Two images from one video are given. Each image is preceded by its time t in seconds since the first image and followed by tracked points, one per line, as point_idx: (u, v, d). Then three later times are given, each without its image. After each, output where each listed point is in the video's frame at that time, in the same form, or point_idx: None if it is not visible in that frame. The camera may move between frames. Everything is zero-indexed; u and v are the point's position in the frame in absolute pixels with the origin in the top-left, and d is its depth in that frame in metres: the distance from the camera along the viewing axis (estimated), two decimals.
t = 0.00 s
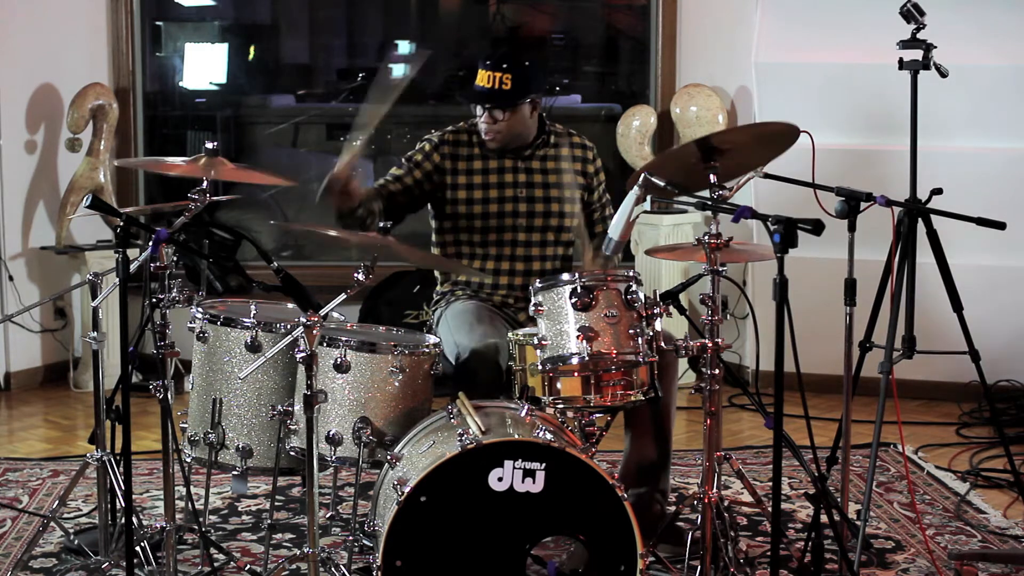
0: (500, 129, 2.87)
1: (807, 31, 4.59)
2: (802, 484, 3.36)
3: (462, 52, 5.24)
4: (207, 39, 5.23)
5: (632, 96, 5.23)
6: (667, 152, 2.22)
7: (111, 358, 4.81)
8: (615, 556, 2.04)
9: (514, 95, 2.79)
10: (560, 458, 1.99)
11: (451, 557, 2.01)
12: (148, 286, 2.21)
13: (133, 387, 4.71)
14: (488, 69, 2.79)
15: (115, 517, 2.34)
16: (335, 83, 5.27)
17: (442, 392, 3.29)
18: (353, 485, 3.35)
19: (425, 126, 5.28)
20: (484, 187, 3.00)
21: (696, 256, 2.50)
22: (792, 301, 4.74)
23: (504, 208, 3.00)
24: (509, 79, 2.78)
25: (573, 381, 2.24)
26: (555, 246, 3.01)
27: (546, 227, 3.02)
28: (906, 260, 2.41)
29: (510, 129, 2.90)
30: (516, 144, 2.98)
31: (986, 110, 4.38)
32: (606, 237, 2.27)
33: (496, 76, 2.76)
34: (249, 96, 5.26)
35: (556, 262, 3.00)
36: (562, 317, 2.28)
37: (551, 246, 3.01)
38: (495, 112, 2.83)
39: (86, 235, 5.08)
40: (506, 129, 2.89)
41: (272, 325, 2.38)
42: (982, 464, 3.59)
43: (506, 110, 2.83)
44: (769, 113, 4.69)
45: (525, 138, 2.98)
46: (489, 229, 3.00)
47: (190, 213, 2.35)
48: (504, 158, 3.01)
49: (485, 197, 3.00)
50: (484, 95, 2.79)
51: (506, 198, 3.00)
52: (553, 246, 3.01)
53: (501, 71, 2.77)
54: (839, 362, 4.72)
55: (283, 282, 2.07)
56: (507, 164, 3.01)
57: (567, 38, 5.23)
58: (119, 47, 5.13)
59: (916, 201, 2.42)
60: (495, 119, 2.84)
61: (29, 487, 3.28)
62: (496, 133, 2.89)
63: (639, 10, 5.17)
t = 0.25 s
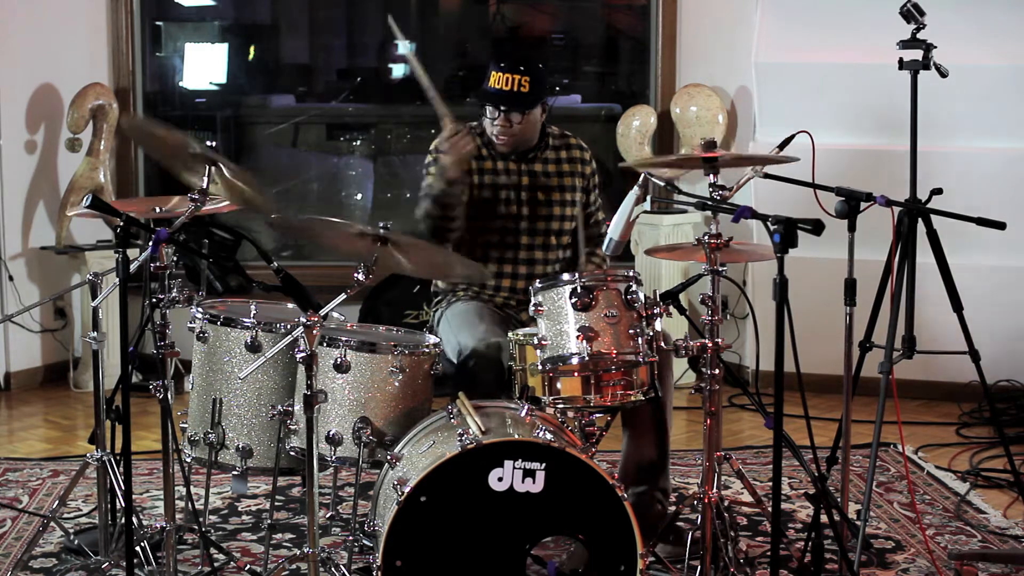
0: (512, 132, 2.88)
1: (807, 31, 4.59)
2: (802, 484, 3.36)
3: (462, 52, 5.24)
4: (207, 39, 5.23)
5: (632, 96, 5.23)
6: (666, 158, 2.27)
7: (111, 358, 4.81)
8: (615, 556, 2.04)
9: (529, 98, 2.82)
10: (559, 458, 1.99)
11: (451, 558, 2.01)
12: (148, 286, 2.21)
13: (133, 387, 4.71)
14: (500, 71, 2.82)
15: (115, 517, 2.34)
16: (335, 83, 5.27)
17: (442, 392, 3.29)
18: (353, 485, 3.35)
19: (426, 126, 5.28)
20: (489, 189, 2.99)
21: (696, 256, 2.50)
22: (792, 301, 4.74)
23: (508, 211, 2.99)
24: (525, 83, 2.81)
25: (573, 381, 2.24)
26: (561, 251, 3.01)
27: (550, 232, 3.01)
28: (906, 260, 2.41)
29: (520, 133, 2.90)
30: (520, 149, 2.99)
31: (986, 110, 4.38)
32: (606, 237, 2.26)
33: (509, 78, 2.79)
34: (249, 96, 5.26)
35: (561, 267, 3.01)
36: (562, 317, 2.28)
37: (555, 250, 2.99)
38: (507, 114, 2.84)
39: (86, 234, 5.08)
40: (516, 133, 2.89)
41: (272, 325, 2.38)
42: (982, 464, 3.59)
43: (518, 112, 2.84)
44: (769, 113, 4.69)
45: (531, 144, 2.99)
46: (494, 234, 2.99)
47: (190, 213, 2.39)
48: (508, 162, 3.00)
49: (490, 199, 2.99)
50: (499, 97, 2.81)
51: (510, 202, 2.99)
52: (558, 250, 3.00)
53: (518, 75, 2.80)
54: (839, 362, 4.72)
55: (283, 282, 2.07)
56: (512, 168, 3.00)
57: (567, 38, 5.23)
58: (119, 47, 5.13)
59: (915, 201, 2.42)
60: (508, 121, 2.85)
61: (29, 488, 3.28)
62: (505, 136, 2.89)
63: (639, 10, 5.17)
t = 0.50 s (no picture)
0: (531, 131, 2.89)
1: (807, 31, 4.59)
2: (802, 484, 3.36)
3: (462, 52, 5.24)
4: (207, 39, 5.23)
5: (632, 96, 5.23)
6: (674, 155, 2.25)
7: (111, 358, 4.81)
8: (615, 556, 2.04)
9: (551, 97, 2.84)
10: (559, 458, 1.99)
11: (451, 557, 2.01)
12: (148, 286, 2.21)
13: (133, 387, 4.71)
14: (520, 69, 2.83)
15: (115, 517, 2.34)
16: (335, 82, 5.27)
17: (442, 392, 3.29)
18: (353, 485, 3.35)
19: (425, 125, 5.28)
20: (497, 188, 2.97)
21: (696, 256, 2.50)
22: (792, 302, 4.74)
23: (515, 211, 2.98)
24: (545, 82, 2.83)
25: (572, 381, 2.25)
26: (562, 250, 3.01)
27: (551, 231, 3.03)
28: (906, 260, 2.41)
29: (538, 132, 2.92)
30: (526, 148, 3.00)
31: (986, 110, 4.38)
32: (606, 237, 2.25)
33: (531, 77, 2.81)
34: (249, 96, 5.26)
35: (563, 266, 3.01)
36: (562, 317, 2.28)
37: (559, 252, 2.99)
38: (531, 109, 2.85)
39: (86, 235, 5.08)
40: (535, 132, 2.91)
41: (272, 325, 2.38)
42: (982, 464, 3.59)
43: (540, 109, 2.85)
44: (769, 113, 4.69)
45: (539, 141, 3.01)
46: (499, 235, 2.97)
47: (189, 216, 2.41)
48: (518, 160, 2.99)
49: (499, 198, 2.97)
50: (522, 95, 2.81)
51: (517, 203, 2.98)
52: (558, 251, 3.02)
53: (539, 75, 2.82)
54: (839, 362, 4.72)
55: (283, 282, 2.07)
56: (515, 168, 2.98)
57: (567, 38, 5.23)
58: (119, 47, 5.13)
59: (915, 201, 2.42)
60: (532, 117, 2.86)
61: (29, 487, 3.28)
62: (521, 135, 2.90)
63: (639, 10, 5.17)
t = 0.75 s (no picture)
0: (532, 117, 2.91)
1: (807, 32, 4.59)
2: (802, 484, 3.36)
3: (462, 52, 5.24)
4: (207, 39, 5.23)
5: (632, 96, 5.23)
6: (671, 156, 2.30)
7: (111, 358, 4.81)
8: (615, 556, 2.04)
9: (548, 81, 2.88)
10: (559, 458, 1.99)
11: (451, 557, 2.01)
12: (148, 286, 2.21)
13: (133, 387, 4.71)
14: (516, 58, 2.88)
15: (115, 517, 2.34)
16: (335, 82, 5.27)
17: (442, 392, 3.29)
18: (353, 485, 3.35)
19: (426, 125, 5.28)
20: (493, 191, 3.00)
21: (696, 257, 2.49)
22: (792, 302, 4.74)
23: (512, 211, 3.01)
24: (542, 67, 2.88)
25: (573, 381, 2.24)
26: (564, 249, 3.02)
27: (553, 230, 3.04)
28: (906, 260, 2.41)
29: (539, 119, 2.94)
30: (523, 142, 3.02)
31: (986, 110, 4.38)
32: (606, 237, 2.25)
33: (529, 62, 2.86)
34: (249, 96, 5.26)
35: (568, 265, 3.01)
36: (562, 317, 2.28)
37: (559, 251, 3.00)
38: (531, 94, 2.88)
39: (86, 234, 5.08)
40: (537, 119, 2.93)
41: (272, 325, 2.38)
42: (982, 464, 3.59)
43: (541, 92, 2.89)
44: (769, 113, 4.69)
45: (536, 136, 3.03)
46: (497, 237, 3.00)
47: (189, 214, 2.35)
48: (513, 161, 3.02)
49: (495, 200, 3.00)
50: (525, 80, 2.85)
51: (514, 204, 3.01)
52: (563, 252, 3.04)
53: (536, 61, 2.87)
54: (839, 362, 4.72)
55: (283, 282, 2.07)
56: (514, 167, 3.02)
57: (567, 38, 5.23)
58: (119, 47, 5.13)
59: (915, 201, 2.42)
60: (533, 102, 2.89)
61: (29, 487, 3.28)
62: (522, 122, 2.92)
63: (639, 10, 5.17)
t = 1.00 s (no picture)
0: (516, 93, 2.94)
1: (807, 32, 4.59)
2: (802, 484, 3.36)
3: (462, 52, 5.24)
4: (207, 39, 5.23)
5: (632, 96, 5.23)
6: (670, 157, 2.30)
7: (111, 358, 4.81)
8: (615, 556, 2.04)
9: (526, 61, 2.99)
10: (559, 458, 1.99)
11: (451, 557, 2.01)
12: (148, 286, 2.21)
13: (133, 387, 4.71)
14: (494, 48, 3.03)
15: (115, 517, 2.34)
16: (335, 82, 5.27)
17: (442, 392, 3.29)
18: (353, 485, 3.35)
19: (426, 125, 5.28)
20: (492, 187, 3.00)
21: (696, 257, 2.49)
22: (792, 301, 4.74)
23: (511, 207, 3.01)
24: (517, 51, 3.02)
25: (572, 381, 2.25)
26: (564, 245, 3.00)
27: (553, 226, 3.04)
28: (906, 260, 2.40)
29: (525, 98, 2.96)
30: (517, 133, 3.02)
31: (986, 111, 4.38)
32: (606, 237, 2.25)
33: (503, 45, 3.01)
34: (249, 96, 5.26)
35: (569, 261, 3.00)
36: (562, 317, 2.28)
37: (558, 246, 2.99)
38: (510, 70, 2.96)
39: (86, 234, 5.08)
40: (521, 95, 2.95)
41: (272, 325, 2.38)
42: (982, 464, 3.59)
43: (520, 68, 2.96)
44: (769, 113, 4.69)
45: (530, 129, 3.04)
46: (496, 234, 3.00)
47: (190, 213, 2.35)
48: (510, 156, 3.02)
49: (493, 196, 3.00)
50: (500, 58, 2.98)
51: (512, 200, 3.01)
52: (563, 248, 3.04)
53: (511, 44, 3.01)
54: (839, 362, 4.72)
55: (283, 282, 2.07)
56: (513, 163, 3.02)
57: (567, 38, 5.23)
58: (119, 47, 5.13)
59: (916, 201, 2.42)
60: (514, 77, 2.95)
61: (29, 487, 3.28)
62: (508, 100, 2.94)
63: (639, 10, 5.17)
